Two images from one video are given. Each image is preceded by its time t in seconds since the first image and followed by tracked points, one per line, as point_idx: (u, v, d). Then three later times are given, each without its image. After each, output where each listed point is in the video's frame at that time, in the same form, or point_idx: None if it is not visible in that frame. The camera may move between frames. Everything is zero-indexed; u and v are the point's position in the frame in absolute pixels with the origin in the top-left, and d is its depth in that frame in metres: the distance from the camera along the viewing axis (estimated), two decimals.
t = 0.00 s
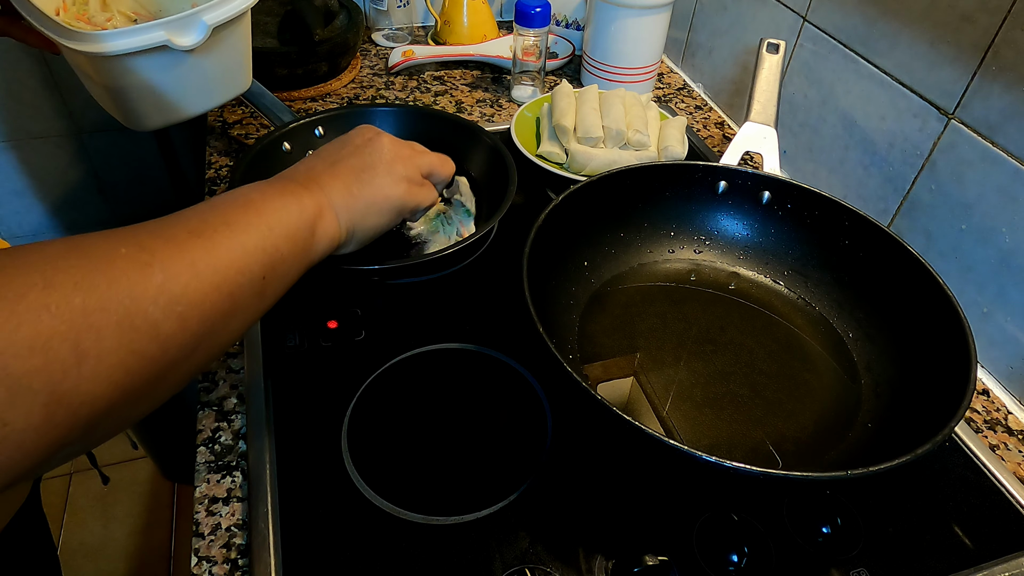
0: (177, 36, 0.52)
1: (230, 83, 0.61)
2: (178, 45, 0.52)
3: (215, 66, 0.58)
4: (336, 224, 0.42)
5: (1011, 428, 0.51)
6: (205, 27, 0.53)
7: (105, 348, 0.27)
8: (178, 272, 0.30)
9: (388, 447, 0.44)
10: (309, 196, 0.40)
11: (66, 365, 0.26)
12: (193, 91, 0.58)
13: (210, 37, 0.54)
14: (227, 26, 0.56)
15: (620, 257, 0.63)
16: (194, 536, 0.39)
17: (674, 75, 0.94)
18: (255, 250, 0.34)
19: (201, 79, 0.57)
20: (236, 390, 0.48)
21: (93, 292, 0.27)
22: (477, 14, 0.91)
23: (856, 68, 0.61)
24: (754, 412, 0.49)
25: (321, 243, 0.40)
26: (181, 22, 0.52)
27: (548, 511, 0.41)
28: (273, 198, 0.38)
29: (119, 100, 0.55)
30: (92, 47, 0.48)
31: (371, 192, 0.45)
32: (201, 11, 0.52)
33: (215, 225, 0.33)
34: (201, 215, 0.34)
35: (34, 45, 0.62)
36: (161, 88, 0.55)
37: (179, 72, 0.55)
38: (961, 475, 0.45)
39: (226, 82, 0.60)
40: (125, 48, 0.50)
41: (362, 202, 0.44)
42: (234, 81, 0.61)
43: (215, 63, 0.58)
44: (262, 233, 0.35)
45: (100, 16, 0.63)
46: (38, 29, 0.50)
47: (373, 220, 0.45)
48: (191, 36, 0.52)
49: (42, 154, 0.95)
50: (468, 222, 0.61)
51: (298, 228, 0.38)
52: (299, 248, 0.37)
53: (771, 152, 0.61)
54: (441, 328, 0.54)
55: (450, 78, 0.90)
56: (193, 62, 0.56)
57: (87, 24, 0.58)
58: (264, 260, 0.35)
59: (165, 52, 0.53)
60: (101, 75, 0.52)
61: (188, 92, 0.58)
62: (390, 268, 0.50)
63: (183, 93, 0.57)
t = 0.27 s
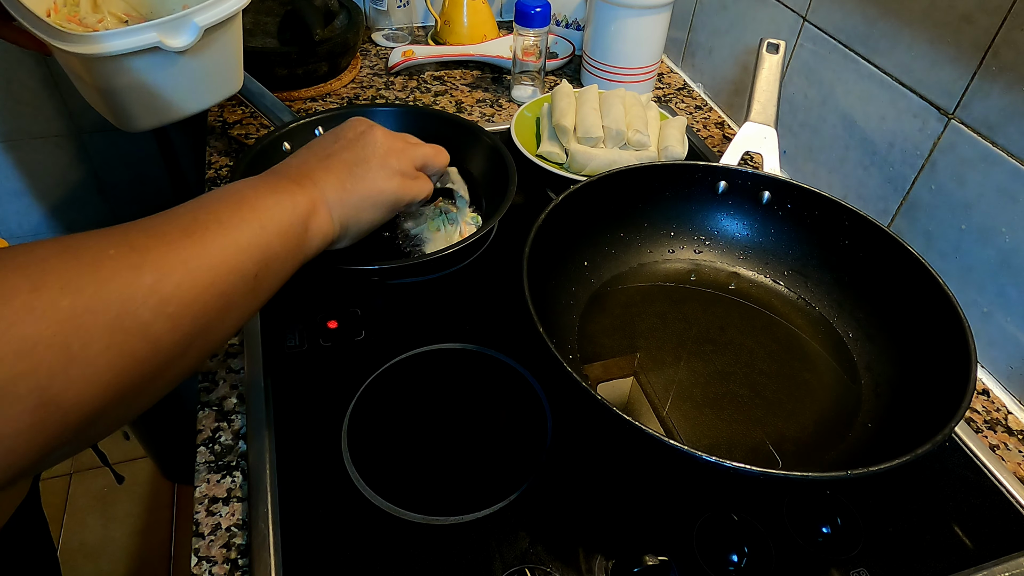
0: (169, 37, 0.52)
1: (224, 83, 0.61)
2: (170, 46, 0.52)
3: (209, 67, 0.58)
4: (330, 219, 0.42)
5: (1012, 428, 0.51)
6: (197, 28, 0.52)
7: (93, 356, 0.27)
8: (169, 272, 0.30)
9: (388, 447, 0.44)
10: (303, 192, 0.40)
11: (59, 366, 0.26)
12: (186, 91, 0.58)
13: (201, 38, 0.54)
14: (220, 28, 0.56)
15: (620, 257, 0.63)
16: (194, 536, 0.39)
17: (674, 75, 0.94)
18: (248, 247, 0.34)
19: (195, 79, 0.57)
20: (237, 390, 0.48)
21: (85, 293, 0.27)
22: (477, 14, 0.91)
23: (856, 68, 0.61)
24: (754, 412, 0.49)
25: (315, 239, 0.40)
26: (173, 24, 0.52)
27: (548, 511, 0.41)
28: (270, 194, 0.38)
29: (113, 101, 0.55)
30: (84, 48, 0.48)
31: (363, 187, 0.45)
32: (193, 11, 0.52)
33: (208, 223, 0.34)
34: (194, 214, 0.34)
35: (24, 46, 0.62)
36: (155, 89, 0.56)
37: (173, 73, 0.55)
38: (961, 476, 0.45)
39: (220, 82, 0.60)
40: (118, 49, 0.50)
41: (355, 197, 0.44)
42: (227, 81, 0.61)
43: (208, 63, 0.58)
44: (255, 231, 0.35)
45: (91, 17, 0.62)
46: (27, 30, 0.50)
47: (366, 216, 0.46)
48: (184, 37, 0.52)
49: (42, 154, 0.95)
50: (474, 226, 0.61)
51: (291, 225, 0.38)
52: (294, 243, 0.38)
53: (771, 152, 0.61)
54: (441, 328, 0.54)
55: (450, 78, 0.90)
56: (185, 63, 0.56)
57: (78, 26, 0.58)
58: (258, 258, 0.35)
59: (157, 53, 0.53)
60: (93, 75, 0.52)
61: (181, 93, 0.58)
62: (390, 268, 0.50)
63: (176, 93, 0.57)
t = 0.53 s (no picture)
0: (162, 44, 0.52)
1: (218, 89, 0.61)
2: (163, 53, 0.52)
3: (203, 73, 0.58)
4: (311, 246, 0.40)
5: (1012, 428, 0.51)
6: (190, 35, 0.52)
7: (67, 376, 0.28)
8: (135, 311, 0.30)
9: (388, 447, 0.44)
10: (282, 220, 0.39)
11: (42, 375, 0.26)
12: (180, 97, 0.58)
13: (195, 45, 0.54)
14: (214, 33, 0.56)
15: (620, 257, 0.63)
16: (194, 536, 0.39)
17: (674, 75, 0.94)
18: (222, 282, 0.34)
19: (189, 86, 0.57)
20: (237, 390, 0.48)
21: (53, 335, 0.28)
22: (477, 14, 0.91)
23: (856, 68, 0.61)
24: (755, 412, 0.49)
25: (298, 267, 0.39)
26: (166, 31, 0.51)
27: (548, 511, 0.41)
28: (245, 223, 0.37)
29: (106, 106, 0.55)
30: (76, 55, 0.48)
31: (352, 211, 0.43)
32: (186, 18, 0.52)
33: (182, 256, 0.33)
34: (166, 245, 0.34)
35: (17, 50, 0.62)
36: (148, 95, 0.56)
37: (166, 79, 0.55)
38: (961, 476, 0.45)
39: (214, 88, 0.60)
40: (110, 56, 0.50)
41: (340, 221, 0.42)
42: (222, 87, 0.61)
43: (202, 70, 0.57)
44: (232, 265, 0.34)
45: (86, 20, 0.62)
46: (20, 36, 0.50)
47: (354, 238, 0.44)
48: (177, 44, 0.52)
49: (42, 154, 0.95)
50: (474, 227, 0.61)
51: (273, 255, 0.37)
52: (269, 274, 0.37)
53: (771, 152, 0.61)
54: (441, 328, 0.54)
55: (450, 78, 0.90)
56: (179, 69, 0.56)
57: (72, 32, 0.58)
58: (233, 293, 0.34)
59: (150, 60, 0.53)
60: (87, 81, 0.52)
61: (174, 99, 0.58)
62: (390, 268, 0.50)
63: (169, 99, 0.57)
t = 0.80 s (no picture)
0: (158, 53, 0.52)
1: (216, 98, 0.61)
2: (160, 63, 0.52)
3: (201, 83, 0.58)
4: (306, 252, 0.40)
5: (1011, 428, 0.51)
6: (186, 45, 0.52)
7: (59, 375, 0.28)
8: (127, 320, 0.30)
9: (388, 447, 0.44)
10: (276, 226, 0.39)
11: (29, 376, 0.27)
12: (177, 106, 0.58)
13: (192, 55, 0.54)
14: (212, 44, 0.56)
15: (620, 257, 0.63)
16: (194, 536, 0.39)
17: (674, 75, 0.94)
18: (214, 285, 0.34)
19: (187, 96, 0.57)
20: (236, 390, 0.48)
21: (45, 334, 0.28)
22: (477, 14, 0.91)
23: (856, 68, 0.61)
24: (754, 412, 0.49)
25: (290, 271, 0.39)
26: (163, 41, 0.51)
27: (548, 511, 0.41)
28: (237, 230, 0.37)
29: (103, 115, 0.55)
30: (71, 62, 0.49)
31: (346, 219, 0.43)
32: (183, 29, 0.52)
33: (174, 259, 0.33)
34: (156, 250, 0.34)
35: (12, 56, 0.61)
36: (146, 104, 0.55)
37: (164, 89, 0.55)
38: (961, 476, 0.45)
39: (212, 98, 0.60)
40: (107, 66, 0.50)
41: (334, 228, 0.42)
42: (220, 97, 0.61)
43: (200, 80, 0.57)
44: (225, 268, 0.35)
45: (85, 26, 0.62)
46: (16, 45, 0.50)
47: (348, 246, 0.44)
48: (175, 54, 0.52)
49: (42, 154, 0.95)
50: (474, 227, 0.60)
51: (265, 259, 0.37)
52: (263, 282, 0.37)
53: (771, 152, 0.61)
54: (440, 328, 0.54)
55: (450, 78, 0.90)
56: (176, 79, 0.55)
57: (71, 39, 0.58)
58: (225, 297, 0.34)
59: (146, 70, 0.53)
60: (83, 91, 0.52)
61: (172, 108, 0.57)
62: (390, 268, 0.50)
63: (166, 108, 0.57)
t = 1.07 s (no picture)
0: (160, 69, 0.51)
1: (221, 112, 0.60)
2: (162, 79, 0.52)
3: (204, 97, 0.57)
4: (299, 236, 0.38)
5: (1011, 428, 0.51)
6: (189, 62, 0.52)
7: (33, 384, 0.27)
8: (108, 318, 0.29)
9: (388, 447, 0.44)
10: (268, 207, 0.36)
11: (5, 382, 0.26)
12: (181, 120, 0.58)
13: (195, 71, 0.54)
14: (216, 60, 0.55)
15: (620, 257, 0.63)
16: (194, 536, 0.39)
17: (673, 75, 0.94)
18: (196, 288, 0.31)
19: (190, 109, 0.57)
20: (236, 390, 0.48)
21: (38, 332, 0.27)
22: (477, 14, 0.91)
23: (856, 69, 0.61)
24: (754, 412, 0.49)
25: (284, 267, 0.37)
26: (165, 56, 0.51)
27: (548, 511, 0.41)
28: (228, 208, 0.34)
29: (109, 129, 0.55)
30: (73, 77, 0.49)
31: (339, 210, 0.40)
32: (186, 45, 0.52)
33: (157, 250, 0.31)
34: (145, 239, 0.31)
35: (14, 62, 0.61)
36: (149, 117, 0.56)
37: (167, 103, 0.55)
38: (961, 475, 0.45)
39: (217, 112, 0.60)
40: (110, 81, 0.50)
41: (329, 210, 0.39)
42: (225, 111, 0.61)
43: (204, 95, 0.57)
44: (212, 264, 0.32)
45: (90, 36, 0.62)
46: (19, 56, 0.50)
47: (350, 233, 0.41)
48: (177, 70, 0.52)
49: (42, 154, 0.95)
50: (474, 227, 0.60)
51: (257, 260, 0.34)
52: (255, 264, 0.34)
53: (771, 152, 0.61)
54: (441, 328, 0.54)
55: (450, 78, 0.90)
56: (180, 94, 0.55)
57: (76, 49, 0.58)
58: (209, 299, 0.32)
59: (150, 85, 0.52)
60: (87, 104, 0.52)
61: (175, 122, 0.57)
62: (390, 268, 0.50)
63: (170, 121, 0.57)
